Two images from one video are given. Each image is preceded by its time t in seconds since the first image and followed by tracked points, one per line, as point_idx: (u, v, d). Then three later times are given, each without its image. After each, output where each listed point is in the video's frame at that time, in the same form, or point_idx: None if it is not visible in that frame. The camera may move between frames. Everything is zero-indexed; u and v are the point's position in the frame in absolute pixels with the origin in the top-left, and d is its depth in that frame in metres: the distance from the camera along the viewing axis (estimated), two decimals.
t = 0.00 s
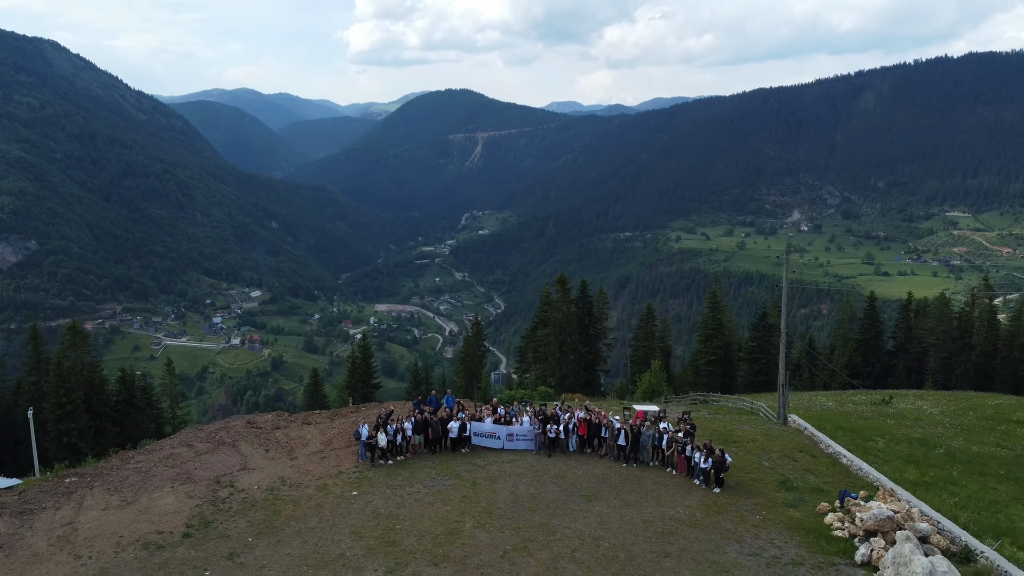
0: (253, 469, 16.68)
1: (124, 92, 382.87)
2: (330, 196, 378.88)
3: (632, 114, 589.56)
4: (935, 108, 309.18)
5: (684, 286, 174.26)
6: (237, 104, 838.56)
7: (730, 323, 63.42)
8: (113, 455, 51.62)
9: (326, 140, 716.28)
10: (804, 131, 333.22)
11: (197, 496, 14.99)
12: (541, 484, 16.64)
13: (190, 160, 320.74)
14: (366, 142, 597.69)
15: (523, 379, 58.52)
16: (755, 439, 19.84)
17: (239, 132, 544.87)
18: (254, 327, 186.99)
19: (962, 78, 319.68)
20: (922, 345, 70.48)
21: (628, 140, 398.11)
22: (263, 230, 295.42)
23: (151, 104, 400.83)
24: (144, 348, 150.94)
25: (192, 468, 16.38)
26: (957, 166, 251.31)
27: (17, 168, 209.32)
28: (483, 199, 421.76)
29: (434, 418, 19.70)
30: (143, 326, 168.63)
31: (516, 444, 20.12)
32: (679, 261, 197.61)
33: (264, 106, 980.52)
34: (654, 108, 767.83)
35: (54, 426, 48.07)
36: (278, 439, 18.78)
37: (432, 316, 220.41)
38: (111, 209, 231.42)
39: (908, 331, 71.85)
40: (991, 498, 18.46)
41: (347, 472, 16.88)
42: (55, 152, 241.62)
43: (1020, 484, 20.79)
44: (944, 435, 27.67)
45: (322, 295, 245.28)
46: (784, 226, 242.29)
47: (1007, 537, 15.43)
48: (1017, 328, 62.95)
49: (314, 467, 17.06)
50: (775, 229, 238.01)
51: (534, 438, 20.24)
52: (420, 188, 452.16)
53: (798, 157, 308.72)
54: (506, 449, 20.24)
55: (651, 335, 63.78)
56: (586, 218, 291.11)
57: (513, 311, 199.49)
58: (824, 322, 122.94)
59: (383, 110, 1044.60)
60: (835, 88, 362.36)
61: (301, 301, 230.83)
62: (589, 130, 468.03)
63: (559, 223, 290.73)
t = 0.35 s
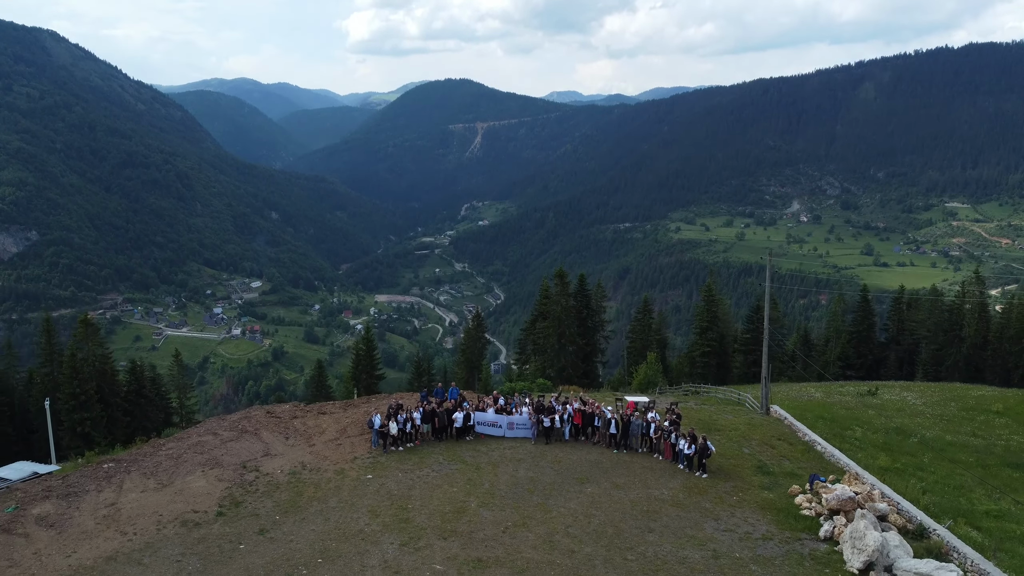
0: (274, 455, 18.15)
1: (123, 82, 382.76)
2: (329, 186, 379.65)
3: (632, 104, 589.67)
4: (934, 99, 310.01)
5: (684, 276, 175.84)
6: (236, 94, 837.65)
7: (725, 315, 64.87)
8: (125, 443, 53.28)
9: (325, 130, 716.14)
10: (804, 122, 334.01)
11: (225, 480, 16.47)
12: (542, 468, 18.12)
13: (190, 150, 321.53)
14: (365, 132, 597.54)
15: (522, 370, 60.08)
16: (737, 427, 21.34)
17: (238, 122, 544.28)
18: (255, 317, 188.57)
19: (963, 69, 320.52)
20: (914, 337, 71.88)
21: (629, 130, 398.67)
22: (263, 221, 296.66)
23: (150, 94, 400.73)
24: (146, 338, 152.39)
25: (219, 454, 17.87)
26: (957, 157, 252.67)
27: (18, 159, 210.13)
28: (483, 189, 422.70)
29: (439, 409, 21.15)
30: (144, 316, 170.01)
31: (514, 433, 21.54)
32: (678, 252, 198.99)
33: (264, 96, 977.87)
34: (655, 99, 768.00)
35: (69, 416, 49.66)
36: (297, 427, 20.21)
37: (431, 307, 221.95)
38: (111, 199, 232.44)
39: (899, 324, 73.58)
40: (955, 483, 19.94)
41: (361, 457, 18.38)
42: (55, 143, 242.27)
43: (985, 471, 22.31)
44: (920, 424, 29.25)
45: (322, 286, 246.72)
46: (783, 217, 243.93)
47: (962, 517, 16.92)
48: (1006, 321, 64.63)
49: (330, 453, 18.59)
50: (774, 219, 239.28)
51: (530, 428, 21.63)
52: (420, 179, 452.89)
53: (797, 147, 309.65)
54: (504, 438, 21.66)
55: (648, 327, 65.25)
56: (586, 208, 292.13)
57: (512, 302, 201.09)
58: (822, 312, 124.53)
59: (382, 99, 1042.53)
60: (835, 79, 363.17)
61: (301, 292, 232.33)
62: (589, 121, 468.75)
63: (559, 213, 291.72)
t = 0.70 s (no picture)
0: (293, 441, 19.63)
1: (122, 71, 382.48)
2: (329, 175, 380.41)
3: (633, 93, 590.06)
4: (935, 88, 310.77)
5: (684, 265, 177.59)
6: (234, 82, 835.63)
7: (720, 307, 66.42)
8: (135, 430, 54.90)
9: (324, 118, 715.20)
10: (804, 112, 334.95)
11: (250, 462, 17.96)
12: (540, 451, 19.64)
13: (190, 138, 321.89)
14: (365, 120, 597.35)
15: (522, 360, 61.67)
16: (721, 415, 22.86)
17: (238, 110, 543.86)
18: (255, 307, 189.95)
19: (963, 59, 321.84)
20: (905, 328, 73.60)
21: (629, 119, 399.46)
22: (263, 210, 297.67)
23: (149, 83, 400.56)
24: (147, 327, 153.80)
25: (243, 439, 19.37)
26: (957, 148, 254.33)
27: (18, 148, 210.78)
28: (483, 178, 423.63)
29: (443, 398, 22.61)
30: (145, 306, 171.44)
31: (515, 420, 22.97)
32: (677, 242, 200.58)
33: (263, 84, 976.03)
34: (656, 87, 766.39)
35: (82, 404, 51.31)
36: (312, 415, 21.66)
37: (432, 296, 223.59)
38: (111, 188, 233.28)
39: (892, 315, 75.19)
40: (922, 466, 21.50)
41: (374, 441, 19.88)
42: (55, 132, 242.76)
43: (955, 457, 23.85)
44: (899, 413, 30.89)
45: (322, 275, 248.20)
46: (783, 207, 244.91)
47: (925, 496, 18.37)
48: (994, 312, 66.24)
49: (345, 438, 20.07)
50: (773, 209, 240.76)
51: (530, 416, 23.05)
52: (420, 168, 453.55)
53: (797, 137, 310.65)
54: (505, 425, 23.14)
55: (644, 318, 66.83)
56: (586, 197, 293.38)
57: (512, 291, 202.81)
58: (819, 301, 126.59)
59: (381, 88, 1040.54)
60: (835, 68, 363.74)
61: (301, 281, 233.75)
62: (589, 110, 469.40)
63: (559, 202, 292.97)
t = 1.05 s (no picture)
0: (309, 425, 21.19)
1: (121, 59, 382.38)
2: (329, 164, 381.03)
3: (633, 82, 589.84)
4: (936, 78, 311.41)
5: (685, 254, 179.26)
6: (233, 69, 833.12)
7: (714, 297, 68.18)
8: (146, 417, 56.58)
9: (323, 107, 713.86)
10: (804, 101, 335.94)
11: (272, 444, 19.54)
12: (542, 435, 21.15)
13: (189, 128, 322.50)
14: (364, 108, 597.20)
15: (522, 350, 63.25)
16: (708, 402, 24.45)
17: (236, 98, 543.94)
18: (255, 296, 191.56)
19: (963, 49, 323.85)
20: (897, 319, 75.14)
21: (629, 108, 400.21)
22: (263, 199, 298.63)
23: (147, 71, 400.48)
24: (149, 316, 155.33)
25: (262, 423, 20.95)
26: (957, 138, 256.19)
27: (18, 137, 211.48)
28: (483, 167, 424.57)
29: (448, 388, 24.13)
30: (146, 295, 172.90)
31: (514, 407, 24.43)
32: (677, 231, 202.28)
33: (261, 71, 973.76)
34: (657, 75, 765.26)
35: (95, 393, 52.87)
36: (325, 402, 23.18)
37: (432, 286, 225.25)
38: (111, 177, 234.06)
39: (885, 305, 76.92)
40: (894, 450, 23.06)
41: (384, 426, 21.42)
42: (55, 121, 243.46)
43: (928, 441, 25.43)
44: (880, 400, 32.53)
45: (322, 264, 249.69)
46: (782, 196, 246.02)
47: (893, 476, 19.88)
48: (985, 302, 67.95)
49: (357, 422, 21.63)
50: (772, 198, 242.32)
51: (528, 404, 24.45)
52: (419, 157, 454.30)
53: (797, 126, 311.77)
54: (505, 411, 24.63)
55: (640, 308, 68.49)
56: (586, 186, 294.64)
57: (512, 280, 204.65)
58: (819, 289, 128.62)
59: (380, 75, 1038.54)
60: (835, 58, 364.47)
61: (301, 270, 235.18)
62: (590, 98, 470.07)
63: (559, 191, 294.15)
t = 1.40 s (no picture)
0: (323, 410, 22.80)
1: (119, 47, 381.98)
2: (328, 152, 381.92)
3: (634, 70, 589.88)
4: (937, 67, 312.23)
5: (685, 243, 180.75)
6: (231, 56, 831.10)
7: (709, 287, 69.79)
8: (156, 403, 58.31)
9: (322, 95, 713.64)
10: (804, 89, 336.89)
11: (291, 427, 21.15)
12: (540, 419, 22.77)
13: (188, 116, 323.06)
14: (364, 96, 597.36)
15: (522, 338, 64.87)
16: (696, 389, 26.05)
17: (235, 86, 543.53)
18: (255, 284, 193.09)
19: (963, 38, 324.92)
20: (889, 309, 76.54)
21: (629, 96, 401.04)
22: (262, 187, 299.67)
23: (146, 59, 400.09)
24: (151, 304, 156.94)
25: (280, 409, 22.54)
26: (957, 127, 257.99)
27: (18, 126, 212.20)
28: (483, 155, 425.63)
29: (452, 376, 25.57)
30: (147, 283, 174.41)
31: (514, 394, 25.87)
32: (677, 220, 204.04)
33: (260, 57, 971.12)
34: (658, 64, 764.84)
35: (107, 380, 54.65)
36: (337, 388, 24.78)
37: (431, 274, 227.02)
38: (111, 165, 234.97)
39: (878, 295, 78.76)
40: (871, 434, 24.62)
41: (393, 410, 23.04)
42: (54, 108, 243.88)
43: (904, 425, 27.04)
44: (863, 388, 34.17)
45: (322, 253, 251.25)
46: (782, 184, 247.56)
47: (864, 457, 21.46)
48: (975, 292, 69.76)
49: (368, 407, 23.26)
50: (772, 186, 244.03)
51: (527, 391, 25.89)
52: (418, 145, 455.04)
53: (797, 114, 312.86)
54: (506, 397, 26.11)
55: (637, 298, 70.04)
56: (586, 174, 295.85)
57: (512, 269, 206.51)
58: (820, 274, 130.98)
59: (379, 62, 1036.88)
60: (836, 46, 365.15)
61: (301, 258, 236.59)
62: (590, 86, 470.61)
63: (559, 179, 295.46)
